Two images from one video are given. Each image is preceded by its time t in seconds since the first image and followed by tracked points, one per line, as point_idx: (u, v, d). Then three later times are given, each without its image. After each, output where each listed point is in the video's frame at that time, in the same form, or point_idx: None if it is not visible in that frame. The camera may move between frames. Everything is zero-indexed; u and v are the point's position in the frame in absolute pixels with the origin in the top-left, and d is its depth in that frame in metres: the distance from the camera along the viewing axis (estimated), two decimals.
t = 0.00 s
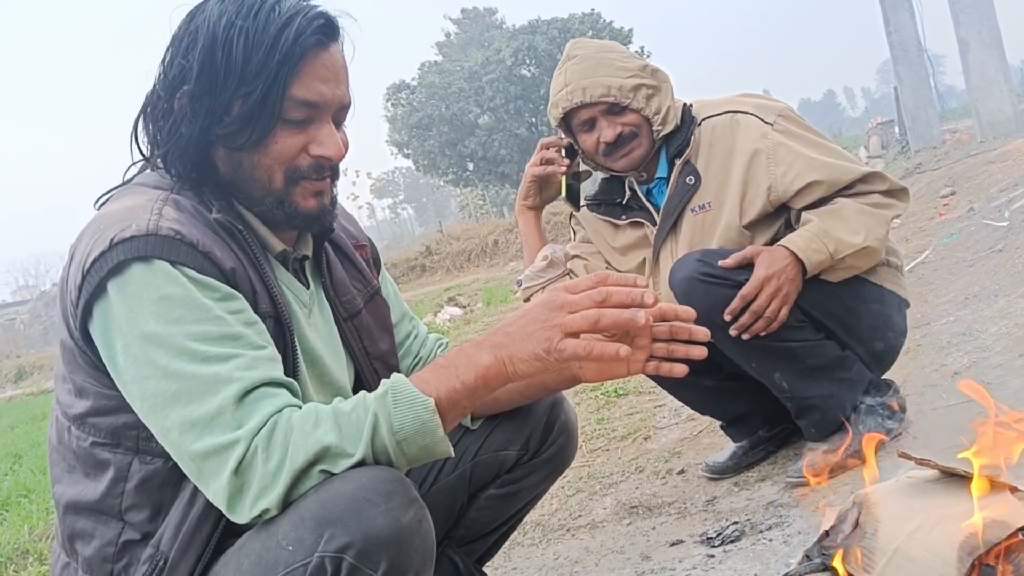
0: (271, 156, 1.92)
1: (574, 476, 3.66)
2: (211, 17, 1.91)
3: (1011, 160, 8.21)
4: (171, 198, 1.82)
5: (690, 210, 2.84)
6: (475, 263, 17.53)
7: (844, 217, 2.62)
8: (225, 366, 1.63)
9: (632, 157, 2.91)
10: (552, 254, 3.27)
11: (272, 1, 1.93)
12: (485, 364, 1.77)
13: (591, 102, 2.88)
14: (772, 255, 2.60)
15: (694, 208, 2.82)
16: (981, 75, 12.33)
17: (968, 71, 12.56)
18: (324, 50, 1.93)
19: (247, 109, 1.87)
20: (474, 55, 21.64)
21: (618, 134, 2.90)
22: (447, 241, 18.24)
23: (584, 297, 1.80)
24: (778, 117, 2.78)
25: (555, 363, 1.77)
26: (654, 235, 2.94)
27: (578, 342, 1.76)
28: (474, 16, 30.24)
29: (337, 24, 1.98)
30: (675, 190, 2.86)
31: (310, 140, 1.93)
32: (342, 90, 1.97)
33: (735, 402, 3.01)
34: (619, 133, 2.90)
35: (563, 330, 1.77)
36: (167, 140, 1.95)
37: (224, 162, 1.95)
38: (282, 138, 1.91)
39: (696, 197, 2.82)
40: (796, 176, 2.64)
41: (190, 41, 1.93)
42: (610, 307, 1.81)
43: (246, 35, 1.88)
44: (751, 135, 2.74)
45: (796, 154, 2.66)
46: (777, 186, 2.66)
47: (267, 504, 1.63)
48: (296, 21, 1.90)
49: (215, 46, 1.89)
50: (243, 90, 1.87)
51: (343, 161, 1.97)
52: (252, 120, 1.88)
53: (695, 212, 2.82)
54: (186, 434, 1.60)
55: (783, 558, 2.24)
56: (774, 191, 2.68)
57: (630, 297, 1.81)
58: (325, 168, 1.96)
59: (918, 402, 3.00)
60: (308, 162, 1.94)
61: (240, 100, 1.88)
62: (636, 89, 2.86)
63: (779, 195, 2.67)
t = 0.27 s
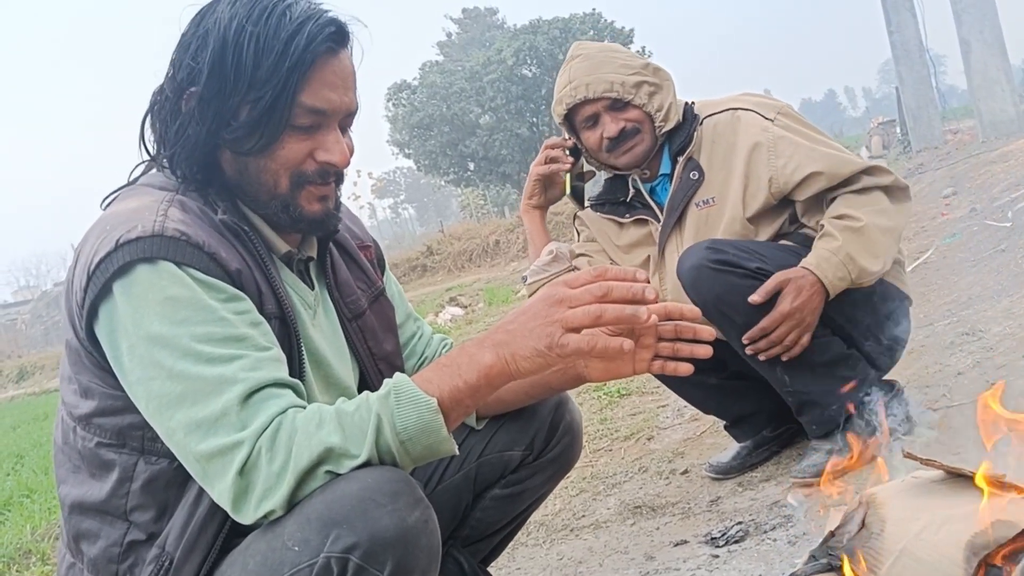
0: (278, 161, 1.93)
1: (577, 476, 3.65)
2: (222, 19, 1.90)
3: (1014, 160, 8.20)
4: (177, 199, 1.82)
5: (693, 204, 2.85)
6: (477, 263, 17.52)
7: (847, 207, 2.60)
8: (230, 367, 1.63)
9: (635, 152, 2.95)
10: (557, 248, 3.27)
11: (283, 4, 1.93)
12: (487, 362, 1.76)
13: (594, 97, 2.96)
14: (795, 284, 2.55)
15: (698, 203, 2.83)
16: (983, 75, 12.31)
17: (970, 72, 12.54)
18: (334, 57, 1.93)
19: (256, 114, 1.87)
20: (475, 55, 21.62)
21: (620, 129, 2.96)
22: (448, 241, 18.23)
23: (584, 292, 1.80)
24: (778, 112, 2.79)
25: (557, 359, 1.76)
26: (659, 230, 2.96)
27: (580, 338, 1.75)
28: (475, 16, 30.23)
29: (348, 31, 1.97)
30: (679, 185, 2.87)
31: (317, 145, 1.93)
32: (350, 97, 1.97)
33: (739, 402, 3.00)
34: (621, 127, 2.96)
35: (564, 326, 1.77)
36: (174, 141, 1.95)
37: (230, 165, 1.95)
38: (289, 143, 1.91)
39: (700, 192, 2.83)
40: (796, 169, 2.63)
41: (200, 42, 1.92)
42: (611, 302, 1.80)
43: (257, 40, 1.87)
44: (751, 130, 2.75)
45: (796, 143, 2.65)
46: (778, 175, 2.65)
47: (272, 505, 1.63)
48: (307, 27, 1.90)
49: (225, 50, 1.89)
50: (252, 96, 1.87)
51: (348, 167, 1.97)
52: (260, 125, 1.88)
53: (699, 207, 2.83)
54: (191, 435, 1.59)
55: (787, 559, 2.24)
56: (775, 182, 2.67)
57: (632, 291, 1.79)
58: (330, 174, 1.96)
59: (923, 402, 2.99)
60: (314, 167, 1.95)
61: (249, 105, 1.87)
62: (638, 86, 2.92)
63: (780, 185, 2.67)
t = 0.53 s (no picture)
0: (285, 160, 1.93)
1: (580, 475, 3.65)
2: (228, 19, 1.90)
3: (1016, 161, 8.19)
4: (182, 199, 1.82)
5: (697, 197, 2.85)
6: (478, 262, 17.52)
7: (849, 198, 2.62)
8: (236, 367, 1.63)
9: (637, 149, 2.96)
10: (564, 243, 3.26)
11: (289, 4, 1.93)
12: (494, 362, 1.76)
13: (596, 94, 2.97)
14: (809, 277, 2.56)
15: (701, 195, 2.84)
16: (985, 75, 12.30)
17: (971, 71, 12.52)
18: (340, 56, 1.93)
19: (263, 113, 1.87)
20: (476, 55, 21.61)
21: (623, 126, 2.97)
22: (450, 241, 18.22)
23: (595, 295, 1.80)
24: (779, 104, 2.81)
25: (565, 360, 1.76)
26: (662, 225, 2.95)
27: (588, 340, 1.76)
28: (476, 16, 30.22)
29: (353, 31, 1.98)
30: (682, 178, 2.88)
31: (323, 144, 1.93)
32: (356, 97, 1.97)
33: (743, 401, 3.01)
34: (623, 124, 2.97)
35: (573, 328, 1.77)
36: (180, 141, 1.96)
37: (236, 164, 1.95)
38: (296, 142, 1.91)
39: (704, 184, 2.83)
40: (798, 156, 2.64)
41: (205, 42, 1.92)
42: (620, 304, 1.81)
43: (264, 39, 1.88)
44: (751, 122, 2.77)
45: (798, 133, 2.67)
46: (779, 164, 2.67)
47: (278, 504, 1.63)
48: (313, 27, 1.90)
49: (231, 50, 1.89)
50: (258, 94, 1.87)
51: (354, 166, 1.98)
52: (267, 124, 1.88)
53: (703, 199, 2.84)
54: (197, 434, 1.59)
55: (792, 558, 2.24)
56: (777, 172, 2.68)
57: (640, 292, 1.81)
58: (336, 173, 1.96)
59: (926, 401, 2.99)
60: (320, 166, 1.94)
61: (256, 104, 1.88)
62: (640, 83, 2.95)
63: (783, 175, 2.68)
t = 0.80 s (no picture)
0: (289, 163, 1.93)
1: (581, 477, 3.66)
2: (230, 23, 1.90)
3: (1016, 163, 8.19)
4: (185, 204, 1.83)
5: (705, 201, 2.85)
6: (478, 264, 17.52)
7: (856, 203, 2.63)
8: (239, 371, 1.64)
9: (645, 152, 2.95)
10: (568, 245, 3.24)
11: (292, 7, 1.93)
12: (498, 367, 1.77)
13: (605, 95, 2.94)
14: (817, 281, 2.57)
15: (709, 200, 2.83)
16: (985, 77, 12.30)
17: (971, 73, 12.53)
18: (343, 59, 1.94)
19: (268, 117, 1.87)
20: (477, 56, 21.61)
21: (631, 128, 2.95)
22: (450, 242, 18.22)
23: (593, 298, 1.81)
24: (788, 111, 2.82)
25: (565, 365, 1.76)
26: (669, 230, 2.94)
27: (586, 343, 1.76)
28: (476, 17, 30.23)
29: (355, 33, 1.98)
30: (690, 183, 2.88)
31: (327, 147, 1.93)
32: (359, 100, 1.98)
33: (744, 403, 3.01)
34: (631, 126, 2.95)
35: (574, 332, 1.78)
36: (183, 146, 1.96)
37: (240, 168, 1.95)
38: (301, 145, 1.92)
39: (712, 188, 2.83)
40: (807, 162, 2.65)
41: (208, 47, 1.92)
42: (617, 304, 1.80)
43: (268, 43, 1.88)
44: (760, 127, 2.77)
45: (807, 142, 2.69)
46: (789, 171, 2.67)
47: (282, 507, 1.63)
48: (316, 30, 1.91)
49: (235, 54, 1.89)
50: (262, 98, 1.88)
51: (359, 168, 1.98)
52: (271, 128, 1.89)
53: (711, 203, 2.83)
54: (200, 438, 1.60)
55: (793, 561, 2.24)
56: (787, 179, 2.69)
57: (637, 291, 1.79)
58: (340, 175, 1.97)
59: (927, 404, 3.00)
60: (324, 169, 1.95)
61: (260, 108, 1.88)
62: (649, 85, 2.92)
63: (792, 181, 2.69)
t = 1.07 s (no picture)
0: (293, 163, 1.93)
1: (583, 478, 3.66)
2: (234, 25, 1.91)
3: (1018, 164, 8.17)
4: (188, 205, 1.82)
5: (723, 207, 2.82)
6: (479, 265, 17.52)
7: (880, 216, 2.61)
8: (242, 372, 1.64)
9: (667, 150, 2.90)
10: (577, 247, 3.20)
11: (294, 8, 1.94)
12: (501, 369, 1.77)
13: (630, 89, 2.88)
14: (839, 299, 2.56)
15: (727, 205, 2.81)
16: (986, 78, 12.27)
17: (973, 73, 12.51)
18: (346, 59, 1.94)
19: (272, 117, 1.87)
20: (478, 57, 21.61)
21: (655, 124, 2.88)
22: (451, 243, 18.21)
23: (595, 299, 1.81)
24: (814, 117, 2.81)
25: (568, 366, 1.76)
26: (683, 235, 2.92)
27: (587, 343, 1.75)
28: (477, 18, 30.23)
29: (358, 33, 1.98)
30: (708, 187, 2.85)
31: (332, 147, 1.93)
32: (362, 100, 1.98)
33: (746, 405, 3.00)
34: (655, 122, 2.88)
35: (576, 333, 1.78)
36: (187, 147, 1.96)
37: (244, 168, 1.95)
38: (305, 145, 1.92)
39: (730, 193, 2.81)
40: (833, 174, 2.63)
41: (211, 48, 1.92)
42: (619, 304, 1.80)
43: (271, 43, 1.88)
44: (786, 132, 2.74)
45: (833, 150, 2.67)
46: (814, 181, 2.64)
47: (284, 509, 1.63)
48: (320, 30, 1.91)
49: (239, 55, 1.89)
50: (265, 98, 1.88)
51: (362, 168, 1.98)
52: (275, 129, 1.89)
53: (729, 209, 2.81)
54: (203, 439, 1.60)
55: (795, 563, 2.24)
56: (811, 189, 2.67)
57: (638, 289, 1.78)
58: (344, 175, 1.97)
59: (930, 405, 3.00)
60: (328, 168, 1.95)
61: (264, 109, 1.88)
62: (675, 81, 2.87)
63: (817, 192, 2.66)
